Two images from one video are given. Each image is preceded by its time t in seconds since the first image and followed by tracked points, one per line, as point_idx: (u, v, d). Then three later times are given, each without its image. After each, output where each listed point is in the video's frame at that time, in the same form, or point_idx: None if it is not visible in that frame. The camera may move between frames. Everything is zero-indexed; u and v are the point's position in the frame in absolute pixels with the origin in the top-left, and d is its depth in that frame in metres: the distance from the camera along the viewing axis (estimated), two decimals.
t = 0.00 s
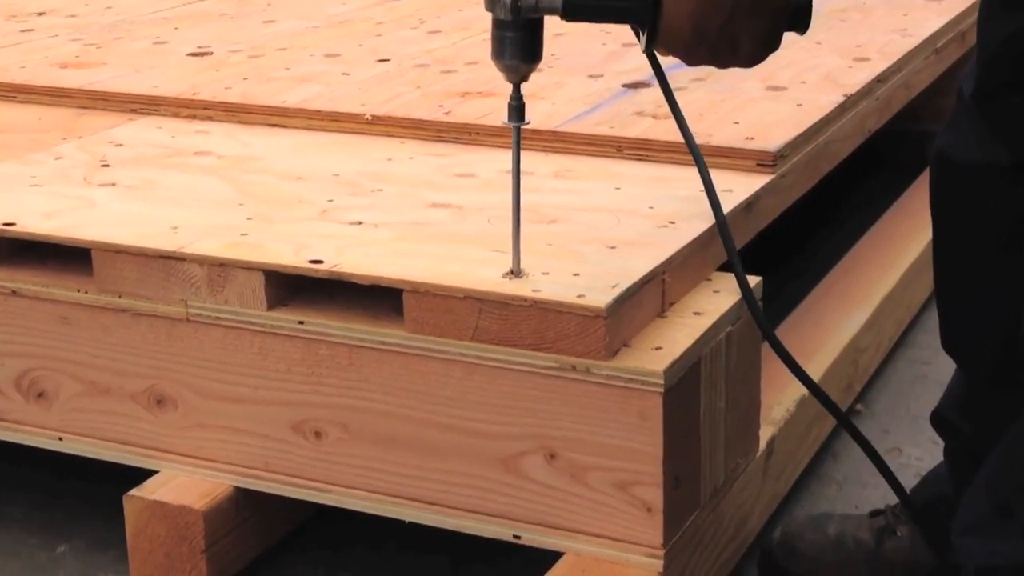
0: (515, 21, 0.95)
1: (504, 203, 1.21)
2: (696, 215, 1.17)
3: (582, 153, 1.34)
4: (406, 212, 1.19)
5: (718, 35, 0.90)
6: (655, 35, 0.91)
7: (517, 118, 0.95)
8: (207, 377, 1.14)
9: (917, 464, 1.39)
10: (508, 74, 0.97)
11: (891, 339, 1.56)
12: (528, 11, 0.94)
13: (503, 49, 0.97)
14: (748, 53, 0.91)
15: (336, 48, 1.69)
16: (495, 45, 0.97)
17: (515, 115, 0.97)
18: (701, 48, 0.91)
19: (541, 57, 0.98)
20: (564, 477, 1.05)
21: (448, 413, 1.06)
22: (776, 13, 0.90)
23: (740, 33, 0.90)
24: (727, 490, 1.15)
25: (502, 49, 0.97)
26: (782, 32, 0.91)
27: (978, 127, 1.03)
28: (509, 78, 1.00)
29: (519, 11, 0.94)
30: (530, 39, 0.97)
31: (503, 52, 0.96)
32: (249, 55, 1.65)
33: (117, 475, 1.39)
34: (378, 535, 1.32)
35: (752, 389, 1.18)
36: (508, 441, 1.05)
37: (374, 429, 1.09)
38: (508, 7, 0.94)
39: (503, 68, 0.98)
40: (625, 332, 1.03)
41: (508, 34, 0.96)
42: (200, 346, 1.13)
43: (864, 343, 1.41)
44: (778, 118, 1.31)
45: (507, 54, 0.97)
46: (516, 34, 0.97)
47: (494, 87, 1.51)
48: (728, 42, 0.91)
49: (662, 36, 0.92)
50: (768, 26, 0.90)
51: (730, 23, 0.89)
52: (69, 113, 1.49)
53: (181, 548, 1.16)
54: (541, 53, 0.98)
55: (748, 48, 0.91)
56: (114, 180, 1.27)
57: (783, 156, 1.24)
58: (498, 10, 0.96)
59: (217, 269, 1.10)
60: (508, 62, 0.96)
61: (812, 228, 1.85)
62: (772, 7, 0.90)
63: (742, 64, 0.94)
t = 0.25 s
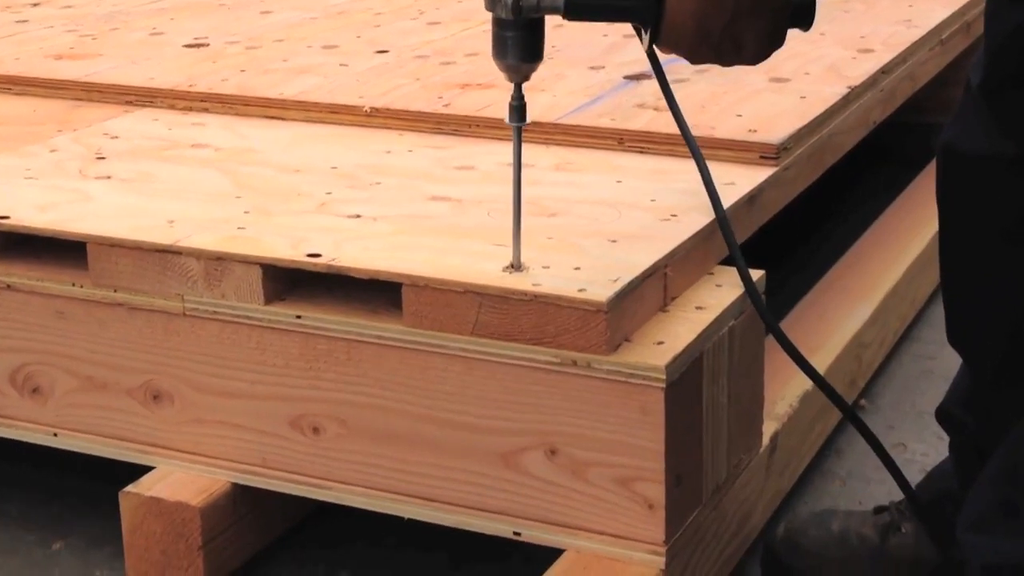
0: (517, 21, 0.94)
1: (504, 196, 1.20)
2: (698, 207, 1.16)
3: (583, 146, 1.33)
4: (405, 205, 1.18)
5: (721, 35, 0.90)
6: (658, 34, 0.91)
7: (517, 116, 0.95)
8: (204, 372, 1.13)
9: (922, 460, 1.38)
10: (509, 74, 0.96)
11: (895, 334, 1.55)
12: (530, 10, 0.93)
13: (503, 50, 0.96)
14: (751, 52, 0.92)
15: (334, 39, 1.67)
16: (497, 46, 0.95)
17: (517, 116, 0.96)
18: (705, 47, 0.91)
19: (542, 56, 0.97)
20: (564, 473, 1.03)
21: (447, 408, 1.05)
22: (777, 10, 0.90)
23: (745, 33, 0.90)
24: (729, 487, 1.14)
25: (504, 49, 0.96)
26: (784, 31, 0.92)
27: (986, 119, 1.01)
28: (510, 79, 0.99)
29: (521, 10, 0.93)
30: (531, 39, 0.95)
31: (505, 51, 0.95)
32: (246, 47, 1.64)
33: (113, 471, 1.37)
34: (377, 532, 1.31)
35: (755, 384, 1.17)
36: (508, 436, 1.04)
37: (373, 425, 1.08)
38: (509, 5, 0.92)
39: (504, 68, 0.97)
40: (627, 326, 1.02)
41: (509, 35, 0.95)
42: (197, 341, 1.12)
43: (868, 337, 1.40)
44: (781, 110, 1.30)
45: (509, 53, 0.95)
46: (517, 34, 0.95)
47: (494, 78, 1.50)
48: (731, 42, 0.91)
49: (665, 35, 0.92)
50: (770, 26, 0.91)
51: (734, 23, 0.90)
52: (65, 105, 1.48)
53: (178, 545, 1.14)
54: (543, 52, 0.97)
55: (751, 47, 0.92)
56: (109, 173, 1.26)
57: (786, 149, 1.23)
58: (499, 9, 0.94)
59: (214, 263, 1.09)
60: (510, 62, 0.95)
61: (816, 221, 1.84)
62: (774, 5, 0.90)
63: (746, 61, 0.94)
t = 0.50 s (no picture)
0: (517, 22, 0.94)
1: (503, 190, 1.18)
2: (700, 202, 1.14)
3: (583, 140, 1.31)
4: (403, 200, 1.16)
5: (724, 37, 0.88)
6: (660, 37, 0.90)
7: (518, 117, 0.94)
8: (200, 369, 1.11)
9: (926, 458, 1.37)
10: (509, 75, 0.96)
11: (899, 330, 1.54)
12: (530, 11, 0.93)
13: (504, 51, 0.95)
14: (756, 56, 0.90)
15: (332, 32, 1.66)
16: (497, 47, 0.95)
17: (516, 118, 0.95)
18: (708, 49, 0.90)
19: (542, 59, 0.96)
20: (564, 471, 1.02)
21: (446, 405, 1.04)
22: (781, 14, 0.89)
23: (748, 35, 0.89)
24: (731, 485, 1.13)
25: (504, 50, 0.95)
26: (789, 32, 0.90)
27: (994, 112, 1.00)
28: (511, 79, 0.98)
29: (522, 11, 0.93)
30: (532, 40, 0.95)
31: (505, 52, 0.94)
32: (242, 39, 1.62)
33: (109, 468, 1.36)
34: (375, 531, 1.30)
35: (758, 380, 1.15)
36: (507, 434, 1.03)
37: (371, 422, 1.07)
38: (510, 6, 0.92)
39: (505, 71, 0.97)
40: (628, 322, 1.00)
41: (509, 36, 0.95)
42: (193, 337, 1.11)
43: (871, 333, 1.39)
44: (783, 103, 1.28)
45: (509, 54, 0.95)
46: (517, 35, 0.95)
47: (493, 72, 1.48)
48: (736, 44, 0.89)
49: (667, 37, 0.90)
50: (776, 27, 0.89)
51: (737, 26, 0.88)
52: (59, 99, 1.46)
53: (173, 543, 1.13)
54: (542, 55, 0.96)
55: (756, 50, 0.90)
56: (103, 167, 1.25)
57: (789, 143, 1.21)
58: (500, 10, 0.94)
59: (210, 258, 1.07)
60: (510, 63, 0.94)
61: (818, 215, 1.83)
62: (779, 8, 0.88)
63: (749, 64, 0.92)
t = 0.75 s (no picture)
0: (517, 27, 0.91)
1: (503, 186, 1.17)
2: (702, 198, 1.13)
3: (583, 135, 1.30)
4: (403, 196, 1.15)
5: (727, 40, 0.88)
6: (662, 40, 0.90)
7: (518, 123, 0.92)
8: (197, 368, 1.10)
9: (930, 458, 1.36)
10: (507, 81, 0.94)
11: (903, 328, 1.52)
12: (531, 15, 0.91)
13: (502, 56, 0.93)
14: (759, 59, 0.89)
15: (330, 27, 1.65)
16: (496, 52, 0.93)
17: (516, 123, 0.94)
18: (710, 53, 0.89)
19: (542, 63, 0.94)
20: (565, 470, 1.01)
21: (445, 404, 1.03)
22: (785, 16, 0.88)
23: (751, 38, 0.88)
24: (734, 484, 1.11)
25: (502, 56, 0.93)
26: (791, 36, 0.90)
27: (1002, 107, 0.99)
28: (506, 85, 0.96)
29: (522, 17, 0.91)
30: (531, 45, 0.93)
31: (504, 58, 0.92)
32: (239, 34, 1.61)
33: (105, 467, 1.35)
34: (374, 531, 1.29)
35: (761, 379, 1.14)
36: (507, 433, 1.02)
37: (369, 421, 1.06)
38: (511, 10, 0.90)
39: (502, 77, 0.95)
40: (629, 320, 0.99)
41: (508, 41, 0.92)
42: (189, 335, 1.09)
43: (875, 332, 1.38)
44: (787, 99, 1.27)
45: (508, 60, 0.93)
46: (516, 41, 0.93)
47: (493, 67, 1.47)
48: (738, 47, 0.89)
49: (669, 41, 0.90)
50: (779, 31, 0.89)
51: (740, 28, 0.88)
52: (54, 94, 1.45)
53: (170, 544, 1.12)
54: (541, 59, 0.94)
55: (759, 53, 0.89)
56: (99, 163, 1.23)
57: (792, 138, 1.20)
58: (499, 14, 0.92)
59: (206, 255, 1.06)
60: (509, 69, 0.92)
61: (821, 212, 1.82)
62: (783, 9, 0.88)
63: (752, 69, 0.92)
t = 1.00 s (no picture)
0: (519, 31, 0.91)
1: (502, 182, 1.16)
2: (704, 194, 1.12)
3: (584, 131, 1.29)
4: (401, 193, 1.14)
5: (732, 41, 0.87)
6: (666, 41, 0.88)
7: (518, 126, 0.92)
8: (193, 366, 1.09)
9: (934, 458, 1.35)
10: (507, 84, 0.93)
11: (907, 327, 1.51)
12: (532, 20, 0.90)
13: (503, 60, 0.93)
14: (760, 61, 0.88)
15: (328, 22, 1.63)
16: (497, 56, 0.92)
17: (515, 127, 0.93)
18: (715, 55, 0.88)
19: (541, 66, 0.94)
20: (565, 470, 1.00)
21: (445, 402, 1.01)
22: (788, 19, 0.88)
23: (755, 40, 0.87)
24: (736, 484, 1.10)
25: (502, 59, 0.92)
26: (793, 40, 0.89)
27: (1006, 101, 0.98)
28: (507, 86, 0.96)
29: (523, 21, 0.90)
30: (533, 49, 0.92)
31: (505, 62, 0.92)
32: (236, 29, 1.60)
33: (100, 466, 1.34)
34: (373, 531, 1.27)
35: (763, 378, 1.13)
36: (508, 432, 1.00)
37: (367, 420, 1.04)
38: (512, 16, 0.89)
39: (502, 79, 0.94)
40: (629, 318, 0.98)
41: (509, 45, 0.92)
42: (186, 334, 1.08)
43: (879, 330, 1.37)
44: (790, 94, 1.26)
45: (508, 64, 0.92)
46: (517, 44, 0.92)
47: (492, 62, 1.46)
48: (742, 48, 0.88)
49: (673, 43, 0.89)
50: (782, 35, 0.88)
51: (744, 30, 0.87)
52: (48, 90, 1.44)
53: (166, 544, 1.11)
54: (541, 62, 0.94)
55: (763, 56, 0.88)
56: (94, 159, 1.22)
57: (796, 134, 1.19)
58: (501, 18, 0.91)
59: (203, 252, 1.05)
60: (509, 73, 0.92)
61: (824, 208, 1.80)
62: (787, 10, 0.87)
63: (755, 72, 0.91)
